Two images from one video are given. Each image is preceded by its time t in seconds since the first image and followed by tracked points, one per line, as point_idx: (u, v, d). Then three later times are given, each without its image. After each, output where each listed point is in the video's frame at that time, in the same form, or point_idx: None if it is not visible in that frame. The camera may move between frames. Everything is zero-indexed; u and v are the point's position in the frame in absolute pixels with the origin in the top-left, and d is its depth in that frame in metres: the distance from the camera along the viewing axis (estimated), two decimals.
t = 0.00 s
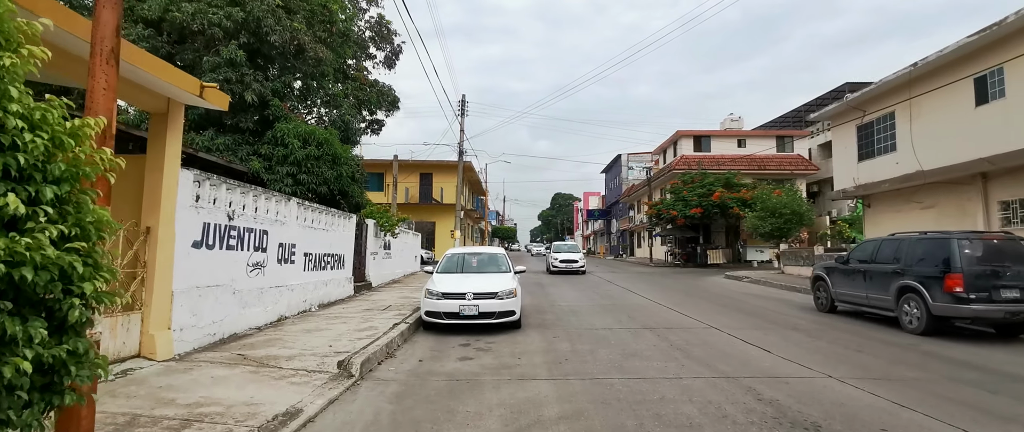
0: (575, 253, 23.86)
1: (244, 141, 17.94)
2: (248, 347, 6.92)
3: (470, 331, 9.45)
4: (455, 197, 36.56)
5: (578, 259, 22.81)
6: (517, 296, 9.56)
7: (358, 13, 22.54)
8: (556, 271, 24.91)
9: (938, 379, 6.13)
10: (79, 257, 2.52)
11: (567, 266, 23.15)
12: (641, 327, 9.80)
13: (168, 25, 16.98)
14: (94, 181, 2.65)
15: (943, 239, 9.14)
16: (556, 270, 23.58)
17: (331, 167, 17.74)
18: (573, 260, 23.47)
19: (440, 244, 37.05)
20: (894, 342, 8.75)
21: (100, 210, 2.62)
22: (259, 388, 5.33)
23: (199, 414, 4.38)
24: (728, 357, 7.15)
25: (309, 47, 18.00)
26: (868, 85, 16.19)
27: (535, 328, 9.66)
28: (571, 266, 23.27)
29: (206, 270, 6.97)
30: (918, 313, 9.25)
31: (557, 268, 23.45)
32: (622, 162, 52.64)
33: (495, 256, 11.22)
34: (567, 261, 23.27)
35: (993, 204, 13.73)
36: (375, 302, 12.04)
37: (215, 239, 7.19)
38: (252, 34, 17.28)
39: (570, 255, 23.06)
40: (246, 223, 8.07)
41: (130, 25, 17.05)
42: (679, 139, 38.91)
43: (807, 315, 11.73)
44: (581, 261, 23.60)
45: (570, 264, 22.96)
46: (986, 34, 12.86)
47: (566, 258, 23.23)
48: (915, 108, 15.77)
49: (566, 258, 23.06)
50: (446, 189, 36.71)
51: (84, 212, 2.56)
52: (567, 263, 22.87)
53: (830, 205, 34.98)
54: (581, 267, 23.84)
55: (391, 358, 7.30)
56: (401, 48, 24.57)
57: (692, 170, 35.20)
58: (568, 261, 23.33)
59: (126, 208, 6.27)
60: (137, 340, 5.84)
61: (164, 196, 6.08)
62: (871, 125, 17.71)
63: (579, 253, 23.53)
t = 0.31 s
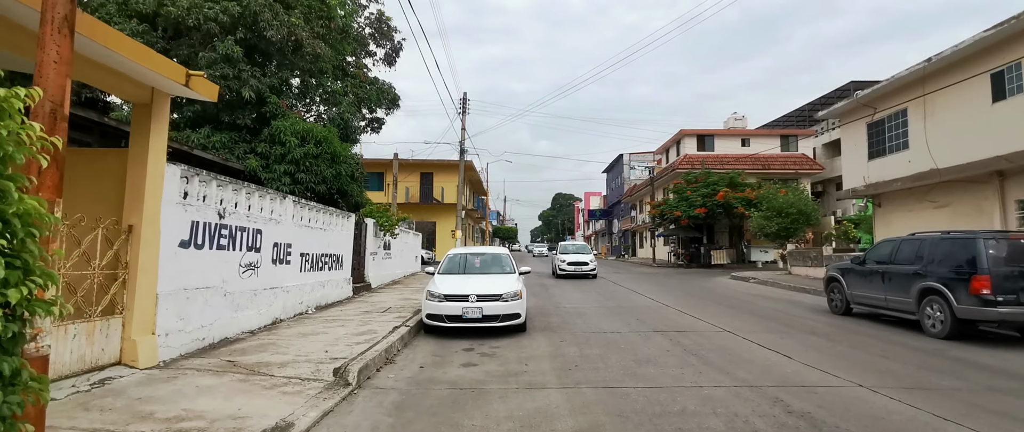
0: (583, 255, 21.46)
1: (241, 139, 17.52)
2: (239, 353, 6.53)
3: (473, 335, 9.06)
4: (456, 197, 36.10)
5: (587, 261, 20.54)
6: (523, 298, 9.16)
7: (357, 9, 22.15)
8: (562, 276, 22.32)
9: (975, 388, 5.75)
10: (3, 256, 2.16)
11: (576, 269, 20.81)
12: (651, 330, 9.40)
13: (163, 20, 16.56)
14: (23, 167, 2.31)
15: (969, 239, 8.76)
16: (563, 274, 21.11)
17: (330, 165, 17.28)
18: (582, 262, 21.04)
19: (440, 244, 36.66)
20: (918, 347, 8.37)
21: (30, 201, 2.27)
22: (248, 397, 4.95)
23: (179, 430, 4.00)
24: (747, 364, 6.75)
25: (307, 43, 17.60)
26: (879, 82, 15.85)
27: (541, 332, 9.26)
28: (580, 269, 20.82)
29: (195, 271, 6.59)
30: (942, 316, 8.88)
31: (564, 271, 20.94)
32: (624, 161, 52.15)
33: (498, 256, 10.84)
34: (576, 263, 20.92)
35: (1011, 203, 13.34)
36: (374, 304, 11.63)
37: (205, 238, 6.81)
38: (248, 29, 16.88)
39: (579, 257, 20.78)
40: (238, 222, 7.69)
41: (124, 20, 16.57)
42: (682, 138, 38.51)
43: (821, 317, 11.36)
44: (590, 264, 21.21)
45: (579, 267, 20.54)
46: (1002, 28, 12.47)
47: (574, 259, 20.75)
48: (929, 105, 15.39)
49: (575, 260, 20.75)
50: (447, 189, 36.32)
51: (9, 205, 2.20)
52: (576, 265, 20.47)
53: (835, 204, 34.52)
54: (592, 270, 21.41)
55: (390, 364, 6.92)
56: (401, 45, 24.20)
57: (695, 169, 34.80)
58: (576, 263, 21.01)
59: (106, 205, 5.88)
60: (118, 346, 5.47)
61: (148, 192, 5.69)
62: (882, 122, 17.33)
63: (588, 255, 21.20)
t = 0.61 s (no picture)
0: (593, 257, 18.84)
1: (237, 137, 17.03)
2: (228, 361, 6.10)
3: (476, 340, 8.62)
4: (456, 196, 35.69)
5: (599, 266, 17.99)
6: (528, 301, 8.74)
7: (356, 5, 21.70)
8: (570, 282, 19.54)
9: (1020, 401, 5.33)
10: None
11: (586, 275, 18.14)
12: (661, 335, 8.97)
13: (155, 15, 16.05)
14: None
15: (996, 239, 8.33)
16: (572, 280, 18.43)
17: (328, 164, 16.85)
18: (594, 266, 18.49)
19: (440, 245, 36.23)
20: (944, 353, 7.95)
21: None
22: (232, 412, 4.52)
23: None
24: (770, 373, 6.31)
25: (305, 38, 17.13)
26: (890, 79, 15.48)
27: (546, 337, 8.84)
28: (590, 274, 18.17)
29: (180, 274, 6.16)
30: (969, 321, 8.45)
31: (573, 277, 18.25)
32: (626, 161, 51.88)
33: (502, 257, 10.40)
34: (587, 268, 18.28)
35: None
36: (373, 307, 11.19)
37: (191, 239, 6.38)
38: (244, 25, 16.48)
39: (590, 261, 18.18)
40: (228, 221, 7.26)
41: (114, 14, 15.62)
42: (685, 137, 38.07)
43: (837, 321, 10.94)
44: (602, 268, 18.60)
45: (590, 272, 17.90)
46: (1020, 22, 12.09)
47: (583, 263, 18.12)
48: (944, 101, 14.95)
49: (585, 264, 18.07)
50: (447, 188, 35.90)
51: None
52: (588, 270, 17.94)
53: (840, 204, 34.08)
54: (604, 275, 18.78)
55: (388, 373, 6.50)
56: (401, 42, 23.76)
57: (699, 168, 34.42)
58: (587, 268, 18.35)
59: (81, 203, 5.46)
60: (92, 356, 5.05)
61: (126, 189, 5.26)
62: (893, 120, 16.93)
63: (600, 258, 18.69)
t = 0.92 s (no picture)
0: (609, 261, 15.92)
1: (231, 134, 16.57)
2: (212, 369, 5.63)
3: (479, 345, 8.15)
4: (456, 196, 35.28)
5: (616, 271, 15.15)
6: (534, 303, 8.27)
7: None
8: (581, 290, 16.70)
9: None
10: None
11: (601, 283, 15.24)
12: (675, 339, 8.50)
13: (147, 8, 15.57)
14: None
15: None
16: (584, 289, 15.54)
17: (325, 162, 16.42)
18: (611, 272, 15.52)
19: (440, 245, 35.79)
20: (977, 358, 7.51)
21: None
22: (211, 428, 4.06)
23: None
24: (797, 381, 5.84)
25: (302, 32, 16.64)
26: (904, 74, 15.06)
27: (553, 341, 8.37)
28: (606, 282, 15.28)
29: (161, 275, 5.70)
30: (1000, 324, 8.00)
31: (585, 285, 15.39)
32: (627, 160, 51.56)
33: (506, 257, 9.94)
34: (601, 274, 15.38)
35: None
36: (370, 309, 10.70)
37: (173, 237, 5.92)
38: (238, 19, 16.04)
39: (605, 266, 15.30)
40: (215, 219, 6.80)
41: (106, 6, 15.27)
42: (688, 136, 37.61)
43: (855, 323, 10.49)
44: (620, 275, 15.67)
45: (606, 279, 15.01)
46: None
47: (597, 269, 15.21)
48: (962, 96, 14.50)
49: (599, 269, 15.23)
50: (447, 188, 35.45)
51: None
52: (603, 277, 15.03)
53: (845, 204, 33.63)
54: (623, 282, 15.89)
55: (385, 381, 6.04)
56: (400, 38, 23.30)
57: (702, 167, 33.97)
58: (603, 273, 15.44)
59: (48, 196, 5.00)
60: (58, 365, 4.60)
61: (98, 182, 4.81)
62: (907, 116, 16.49)
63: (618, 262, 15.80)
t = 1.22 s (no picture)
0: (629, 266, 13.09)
1: (225, 132, 16.05)
2: (191, 381, 5.20)
3: (479, 352, 7.73)
4: (456, 196, 34.88)
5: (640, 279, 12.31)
6: (537, 308, 7.85)
7: None
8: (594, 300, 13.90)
9: None
10: None
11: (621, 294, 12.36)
12: (685, 345, 8.07)
13: (138, 2, 15.11)
14: None
15: None
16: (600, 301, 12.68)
17: (321, 161, 15.98)
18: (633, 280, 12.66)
19: (440, 246, 35.37)
20: (1005, 366, 7.11)
21: None
22: None
23: None
24: (823, 393, 5.42)
25: (297, 28, 16.20)
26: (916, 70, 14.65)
27: (558, 347, 7.94)
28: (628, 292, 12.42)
29: (137, 279, 5.28)
30: None
31: (603, 297, 12.54)
32: (628, 160, 51.10)
33: (507, 259, 9.52)
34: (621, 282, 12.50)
35: None
36: (366, 312, 10.27)
37: (150, 237, 5.51)
38: (233, 14, 15.50)
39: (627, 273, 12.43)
40: (199, 218, 6.39)
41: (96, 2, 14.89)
42: (691, 135, 37.20)
43: (870, 328, 10.10)
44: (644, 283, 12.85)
45: (628, 290, 12.21)
46: None
47: (617, 276, 12.39)
48: (976, 93, 14.10)
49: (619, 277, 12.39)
50: (447, 188, 35.01)
51: None
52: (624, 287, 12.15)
53: (850, 204, 33.27)
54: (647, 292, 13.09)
55: (379, 392, 5.62)
56: (399, 35, 22.88)
57: (705, 167, 33.56)
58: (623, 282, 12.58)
59: (10, 194, 4.59)
60: (17, 378, 4.19)
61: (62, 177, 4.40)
62: (918, 113, 16.09)
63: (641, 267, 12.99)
